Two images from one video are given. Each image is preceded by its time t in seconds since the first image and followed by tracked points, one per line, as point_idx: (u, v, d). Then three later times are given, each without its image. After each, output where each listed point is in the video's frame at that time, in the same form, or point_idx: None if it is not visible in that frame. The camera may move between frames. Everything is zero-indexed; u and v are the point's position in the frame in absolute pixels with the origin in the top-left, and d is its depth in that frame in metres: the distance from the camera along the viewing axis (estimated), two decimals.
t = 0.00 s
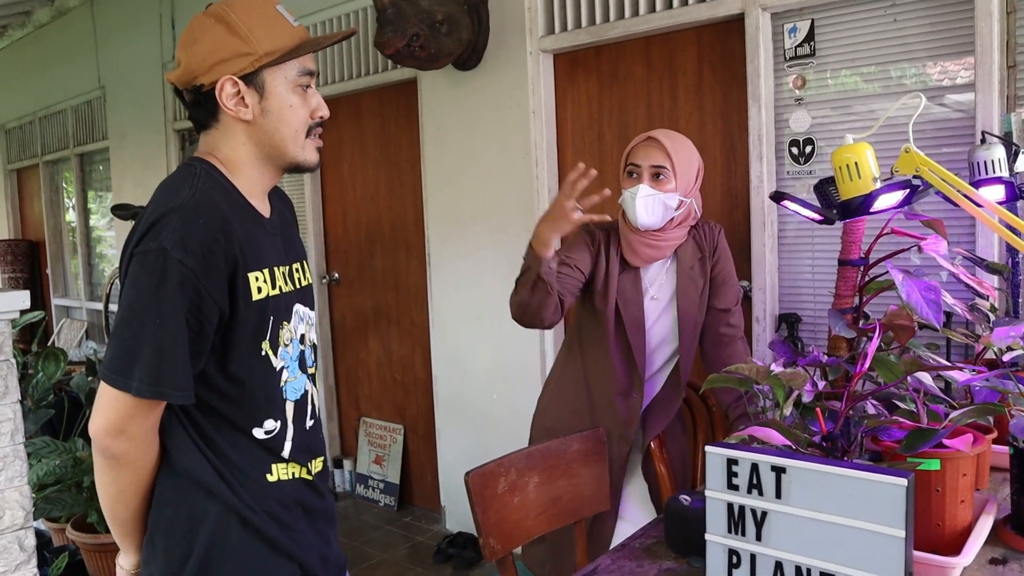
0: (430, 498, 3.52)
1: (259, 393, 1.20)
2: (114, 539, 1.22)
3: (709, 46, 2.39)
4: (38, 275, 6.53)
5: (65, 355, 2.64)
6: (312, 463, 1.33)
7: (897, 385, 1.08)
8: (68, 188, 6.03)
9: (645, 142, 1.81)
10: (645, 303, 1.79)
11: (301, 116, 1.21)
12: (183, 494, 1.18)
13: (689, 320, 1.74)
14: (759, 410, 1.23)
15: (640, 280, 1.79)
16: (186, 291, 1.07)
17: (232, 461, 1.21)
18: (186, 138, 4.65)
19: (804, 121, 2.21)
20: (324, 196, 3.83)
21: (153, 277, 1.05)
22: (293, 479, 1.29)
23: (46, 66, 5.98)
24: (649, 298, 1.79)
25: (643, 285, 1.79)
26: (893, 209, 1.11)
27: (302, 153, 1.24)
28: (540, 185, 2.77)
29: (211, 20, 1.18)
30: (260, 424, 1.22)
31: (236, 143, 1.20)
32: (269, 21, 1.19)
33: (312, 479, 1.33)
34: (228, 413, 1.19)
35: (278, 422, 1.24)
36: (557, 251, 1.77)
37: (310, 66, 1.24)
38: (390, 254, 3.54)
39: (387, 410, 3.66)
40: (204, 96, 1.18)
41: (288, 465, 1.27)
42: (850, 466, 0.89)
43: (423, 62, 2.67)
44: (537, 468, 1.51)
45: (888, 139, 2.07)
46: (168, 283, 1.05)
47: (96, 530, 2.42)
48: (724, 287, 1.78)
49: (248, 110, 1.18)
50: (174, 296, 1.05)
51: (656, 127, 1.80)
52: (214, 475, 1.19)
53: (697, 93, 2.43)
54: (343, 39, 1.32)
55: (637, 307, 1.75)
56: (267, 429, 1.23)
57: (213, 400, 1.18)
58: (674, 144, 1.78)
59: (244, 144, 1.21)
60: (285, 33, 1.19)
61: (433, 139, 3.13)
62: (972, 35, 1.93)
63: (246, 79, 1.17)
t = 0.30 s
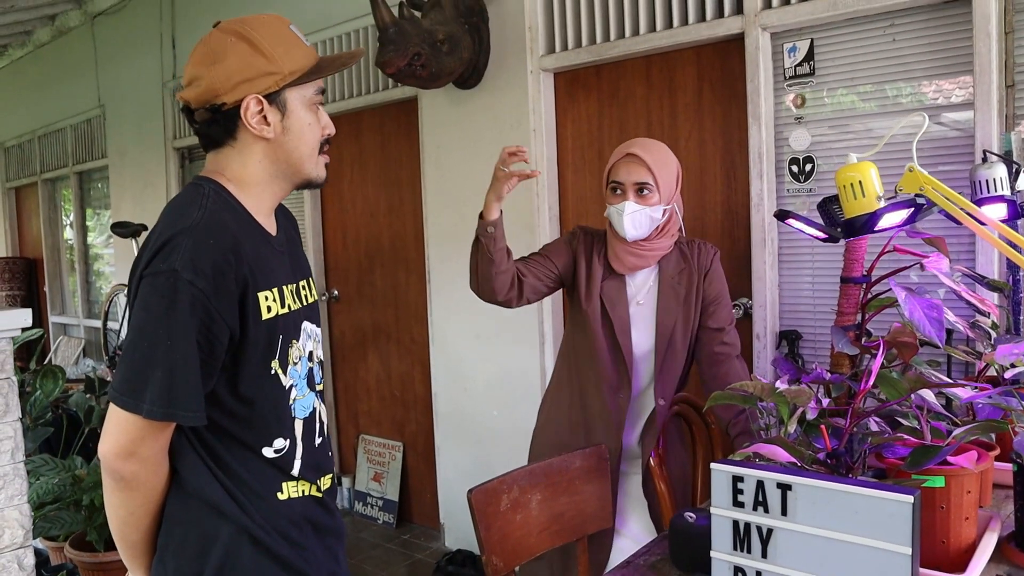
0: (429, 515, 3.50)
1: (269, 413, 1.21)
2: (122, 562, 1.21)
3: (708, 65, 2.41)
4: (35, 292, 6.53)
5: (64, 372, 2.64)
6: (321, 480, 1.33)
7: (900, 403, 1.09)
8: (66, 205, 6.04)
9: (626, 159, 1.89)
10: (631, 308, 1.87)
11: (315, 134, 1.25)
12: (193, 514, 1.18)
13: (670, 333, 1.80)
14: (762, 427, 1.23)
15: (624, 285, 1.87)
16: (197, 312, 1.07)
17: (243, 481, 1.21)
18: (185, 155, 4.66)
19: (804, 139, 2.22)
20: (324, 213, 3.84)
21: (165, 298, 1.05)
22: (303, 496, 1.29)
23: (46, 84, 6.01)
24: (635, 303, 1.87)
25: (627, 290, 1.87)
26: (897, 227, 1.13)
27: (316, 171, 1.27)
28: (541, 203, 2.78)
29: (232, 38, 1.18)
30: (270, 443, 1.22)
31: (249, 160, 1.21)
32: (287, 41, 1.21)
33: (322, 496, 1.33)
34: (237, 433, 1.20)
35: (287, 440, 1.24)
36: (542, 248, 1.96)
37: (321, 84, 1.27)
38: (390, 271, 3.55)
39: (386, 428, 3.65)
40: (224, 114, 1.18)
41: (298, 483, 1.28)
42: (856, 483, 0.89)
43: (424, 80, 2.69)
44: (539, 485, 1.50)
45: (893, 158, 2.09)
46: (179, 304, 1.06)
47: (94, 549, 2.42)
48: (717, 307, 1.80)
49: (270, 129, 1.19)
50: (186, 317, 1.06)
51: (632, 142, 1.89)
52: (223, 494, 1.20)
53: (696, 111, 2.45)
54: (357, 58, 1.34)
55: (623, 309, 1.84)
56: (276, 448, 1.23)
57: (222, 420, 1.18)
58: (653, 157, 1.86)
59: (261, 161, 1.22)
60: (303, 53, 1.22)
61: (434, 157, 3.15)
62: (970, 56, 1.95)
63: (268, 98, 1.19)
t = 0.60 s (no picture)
0: (429, 515, 3.50)
1: (276, 414, 1.21)
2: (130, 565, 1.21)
3: (708, 64, 2.42)
4: (30, 292, 6.51)
5: (61, 373, 2.63)
6: (329, 480, 1.33)
7: (903, 402, 1.09)
8: (62, 205, 6.02)
9: (615, 153, 1.92)
10: (619, 299, 1.91)
11: (320, 131, 1.25)
12: (201, 517, 1.18)
13: (645, 327, 1.81)
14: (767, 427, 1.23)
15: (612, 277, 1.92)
16: (205, 314, 1.07)
17: (252, 483, 1.21)
18: (182, 155, 4.65)
19: (804, 139, 2.23)
20: (322, 213, 3.84)
21: (173, 300, 1.05)
22: (311, 496, 1.29)
23: (42, 84, 5.98)
24: (621, 295, 1.91)
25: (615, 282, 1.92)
26: (903, 226, 1.13)
27: (321, 168, 1.27)
28: (540, 202, 2.79)
29: (239, 36, 1.18)
30: (278, 443, 1.22)
31: (257, 158, 1.21)
32: (292, 37, 1.21)
33: (330, 495, 1.34)
34: (245, 434, 1.20)
35: (294, 441, 1.24)
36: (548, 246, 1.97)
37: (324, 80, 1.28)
38: (388, 271, 3.55)
39: (385, 427, 3.65)
40: (233, 114, 1.18)
41: (306, 483, 1.28)
42: (864, 482, 0.90)
43: (424, 80, 2.69)
44: (542, 485, 1.51)
45: (898, 157, 2.08)
46: (187, 305, 1.06)
47: (94, 549, 2.41)
48: (707, 309, 1.77)
49: (280, 127, 1.20)
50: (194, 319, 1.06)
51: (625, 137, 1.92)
52: (231, 496, 1.20)
53: (696, 111, 2.46)
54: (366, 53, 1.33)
55: (607, 298, 1.89)
56: (285, 448, 1.23)
57: (230, 422, 1.18)
58: (643, 151, 1.89)
59: (268, 160, 1.22)
60: (308, 49, 1.22)
61: (433, 157, 3.15)
62: (969, 55, 1.96)
63: (278, 95, 1.19)
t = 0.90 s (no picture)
0: (429, 509, 3.50)
1: (274, 412, 1.21)
2: (128, 558, 1.21)
3: (709, 58, 2.41)
4: (32, 287, 6.52)
5: (62, 368, 2.64)
6: (326, 474, 1.33)
7: (905, 394, 1.10)
8: (63, 201, 6.02)
9: (618, 146, 1.91)
10: (623, 295, 1.91)
11: (328, 125, 1.26)
12: (200, 512, 1.18)
13: (646, 327, 1.82)
14: (768, 421, 1.23)
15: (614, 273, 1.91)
16: (204, 311, 1.07)
17: (250, 478, 1.21)
18: (183, 150, 4.64)
19: (805, 132, 2.22)
20: (323, 207, 3.84)
21: (173, 296, 1.05)
22: (309, 491, 1.29)
23: (43, 80, 5.97)
24: (624, 291, 1.91)
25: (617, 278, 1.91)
26: (906, 217, 1.12)
27: (327, 163, 1.28)
28: (540, 196, 2.78)
29: (251, 27, 1.18)
30: (274, 441, 1.22)
31: (264, 151, 1.21)
32: (302, 30, 1.21)
33: (328, 489, 1.34)
34: (242, 431, 1.19)
35: (291, 438, 1.24)
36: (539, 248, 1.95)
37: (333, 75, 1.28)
38: (388, 265, 3.55)
39: (386, 422, 3.65)
40: (243, 106, 1.17)
41: (304, 478, 1.28)
42: (865, 475, 0.89)
43: (424, 73, 2.68)
44: (542, 478, 1.50)
45: (901, 150, 2.07)
46: (187, 302, 1.05)
47: (95, 543, 2.42)
48: (706, 304, 1.76)
49: (290, 120, 1.20)
50: (194, 316, 1.05)
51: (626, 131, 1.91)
52: (229, 491, 1.20)
53: (697, 104, 2.45)
54: (375, 47, 1.34)
55: (610, 297, 1.89)
56: (280, 446, 1.23)
57: (229, 418, 1.18)
58: (644, 145, 1.88)
59: (275, 153, 1.21)
60: (318, 43, 1.23)
61: (433, 151, 3.14)
62: (972, 48, 1.94)
63: (289, 88, 1.19)
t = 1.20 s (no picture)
0: (411, 504, 3.49)
1: (256, 411, 1.19)
2: (107, 558, 1.20)
3: (690, 52, 2.41)
4: (8, 282, 6.42)
5: (39, 363, 2.60)
6: (308, 470, 1.32)
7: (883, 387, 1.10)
8: (39, 194, 5.93)
9: (609, 139, 1.91)
10: (613, 290, 1.90)
11: (314, 122, 1.24)
12: (178, 509, 1.17)
13: (635, 319, 1.83)
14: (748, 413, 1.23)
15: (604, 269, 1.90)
16: (190, 309, 1.05)
17: (230, 475, 1.20)
18: (161, 143, 4.58)
19: (785, 126, 2.23)
20: (303, 201, 3.80)
21: (159, 293, 1.03)
22: (290, 487, 1.28)
23: (18, 71, 5.87)
24: (613, 286, 1.90)
25: (606, 274, 1.90)
26: (884, 211, 1.13)
27: (310, 161, 1.25)
28: (521, 190, 2.77)
29: (237, 18, 1.15)
30: (254, 440, 1.21)
31: (246, 146, 1.19)
32: (290, 22, 1.19)
33: (308, 485, 1.32)
34: (223, 429, 1.18)
35: (271, 437, 1.23)
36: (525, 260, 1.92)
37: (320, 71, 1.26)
38: (369, 260, 3.52)
39: (367, 416, 3.63)
40: (225, 97, 1.15)
41: (285, 474, 1.27)
42: (843, 466, 0.90)
43: (405, 66, 2.66)
44: (524, 472, 1.50)
45: (880, 144, 2.08)
46: (172, 300, 1.03)
47: (74, 541, 2.39)
48: (692, 296, 1.78)
49: (272, 114, 1.17)
50: (179, 314, 1.04)
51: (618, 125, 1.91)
52: (208, 488, 1.18)
53: (678, 98, 2.45)
54: (363, 45, 1.34)
55: (600, 292, 1.88)
56: (261, 445, 1.22)
57: (208, 417, 1.16)
58: (636, 140, 1.88)
59: (257, 147, 1.19)
60: (305, 36, 1.20)
61: (414, 144, 3.12)
62: (950, 42, 1.96)
63: (273, 82, 1.17)
